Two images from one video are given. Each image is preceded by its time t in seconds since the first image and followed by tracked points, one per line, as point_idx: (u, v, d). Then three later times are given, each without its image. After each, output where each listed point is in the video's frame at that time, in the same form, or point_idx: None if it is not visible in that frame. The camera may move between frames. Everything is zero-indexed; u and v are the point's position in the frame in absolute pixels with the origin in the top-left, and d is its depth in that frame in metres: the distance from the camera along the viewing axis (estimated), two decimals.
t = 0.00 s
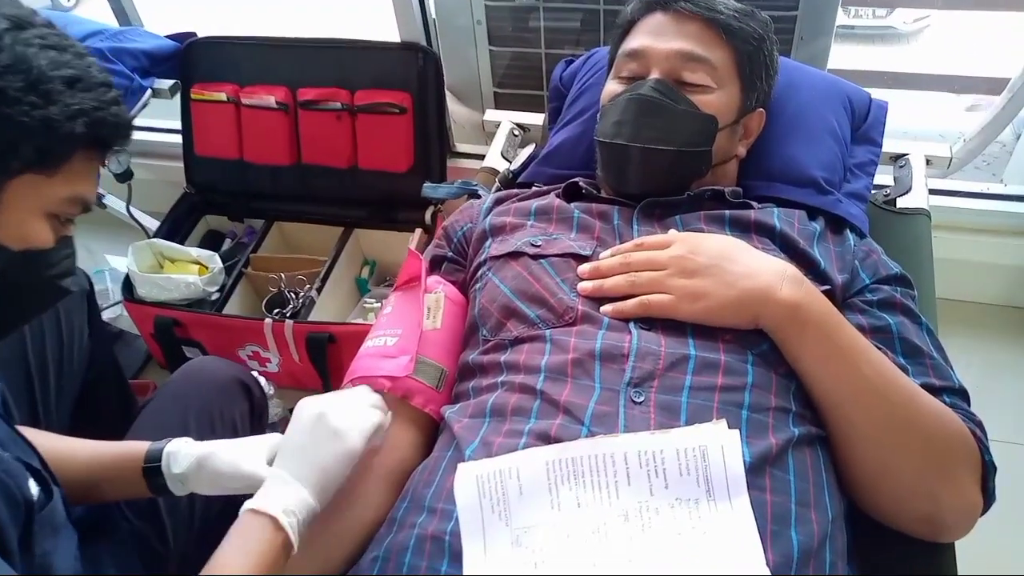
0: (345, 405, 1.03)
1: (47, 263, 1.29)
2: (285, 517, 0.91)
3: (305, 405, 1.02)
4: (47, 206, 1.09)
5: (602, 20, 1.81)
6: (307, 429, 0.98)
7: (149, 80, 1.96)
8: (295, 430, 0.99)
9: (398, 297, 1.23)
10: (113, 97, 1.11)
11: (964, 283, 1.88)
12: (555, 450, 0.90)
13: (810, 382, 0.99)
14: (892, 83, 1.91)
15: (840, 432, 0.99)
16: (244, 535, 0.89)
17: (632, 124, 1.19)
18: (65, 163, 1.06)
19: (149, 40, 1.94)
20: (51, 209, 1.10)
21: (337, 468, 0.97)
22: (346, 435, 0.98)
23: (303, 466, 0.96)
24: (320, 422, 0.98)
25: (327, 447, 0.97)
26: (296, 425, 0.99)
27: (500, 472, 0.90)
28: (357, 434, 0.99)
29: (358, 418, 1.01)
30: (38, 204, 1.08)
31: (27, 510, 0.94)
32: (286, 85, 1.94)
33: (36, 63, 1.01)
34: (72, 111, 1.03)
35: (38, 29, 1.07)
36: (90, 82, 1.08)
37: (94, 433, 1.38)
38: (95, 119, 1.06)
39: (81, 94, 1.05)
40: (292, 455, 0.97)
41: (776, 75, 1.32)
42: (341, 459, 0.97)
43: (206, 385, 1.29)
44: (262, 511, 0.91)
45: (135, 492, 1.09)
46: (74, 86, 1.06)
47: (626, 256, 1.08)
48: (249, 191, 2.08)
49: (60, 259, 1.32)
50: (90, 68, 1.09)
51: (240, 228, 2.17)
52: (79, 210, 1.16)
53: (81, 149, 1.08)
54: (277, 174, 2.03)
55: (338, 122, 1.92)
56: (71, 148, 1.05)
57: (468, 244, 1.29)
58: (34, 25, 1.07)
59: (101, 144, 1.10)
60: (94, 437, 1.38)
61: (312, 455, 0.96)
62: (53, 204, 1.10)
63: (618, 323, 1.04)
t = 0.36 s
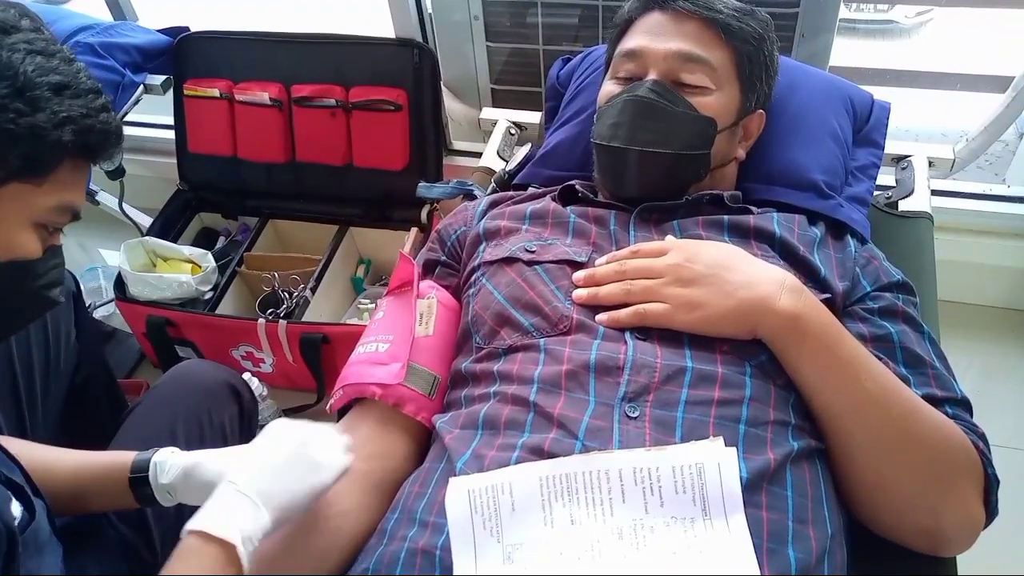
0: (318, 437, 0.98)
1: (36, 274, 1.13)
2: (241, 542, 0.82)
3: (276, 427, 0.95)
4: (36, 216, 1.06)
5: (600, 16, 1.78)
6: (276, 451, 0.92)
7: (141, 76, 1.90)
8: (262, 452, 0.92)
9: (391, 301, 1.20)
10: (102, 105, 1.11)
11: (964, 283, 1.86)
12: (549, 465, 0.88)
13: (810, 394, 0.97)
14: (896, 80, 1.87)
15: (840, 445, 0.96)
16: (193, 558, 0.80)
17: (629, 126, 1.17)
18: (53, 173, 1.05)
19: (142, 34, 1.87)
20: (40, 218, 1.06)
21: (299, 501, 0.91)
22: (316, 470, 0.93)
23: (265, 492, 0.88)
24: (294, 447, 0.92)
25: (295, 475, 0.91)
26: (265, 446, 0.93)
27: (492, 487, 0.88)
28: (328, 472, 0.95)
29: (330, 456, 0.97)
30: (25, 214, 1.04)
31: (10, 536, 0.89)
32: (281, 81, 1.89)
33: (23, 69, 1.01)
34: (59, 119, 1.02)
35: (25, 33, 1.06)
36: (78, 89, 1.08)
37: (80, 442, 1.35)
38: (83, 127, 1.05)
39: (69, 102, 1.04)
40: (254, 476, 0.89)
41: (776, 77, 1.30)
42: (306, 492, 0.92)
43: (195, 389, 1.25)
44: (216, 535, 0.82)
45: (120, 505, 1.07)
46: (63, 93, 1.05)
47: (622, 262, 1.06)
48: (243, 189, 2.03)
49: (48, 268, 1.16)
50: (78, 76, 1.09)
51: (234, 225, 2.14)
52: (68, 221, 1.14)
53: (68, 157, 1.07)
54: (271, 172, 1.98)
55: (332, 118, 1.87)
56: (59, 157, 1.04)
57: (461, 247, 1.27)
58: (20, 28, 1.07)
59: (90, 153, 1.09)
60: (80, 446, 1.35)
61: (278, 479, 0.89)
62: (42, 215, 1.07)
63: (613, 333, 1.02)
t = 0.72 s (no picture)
0: (307, 441, 0.97)
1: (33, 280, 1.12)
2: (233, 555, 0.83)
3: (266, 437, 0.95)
4: (32, 221, 1.06)
5: None
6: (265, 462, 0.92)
7: (140, 68, 1.87)
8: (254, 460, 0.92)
9: (391, 294, 1.19)
10: (101, 107, 1.08)
11: (975, 263, 1.82)
12: (551, 461, 0.87)
13: (817, 382, 0.95)
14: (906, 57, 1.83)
15: (849, 434, 0.94)
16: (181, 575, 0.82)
17: (630, 111, 1.14)
18: (51, 178, 1.03)
19: (138, 26, 1.84)
20: (36, 223, 1.06)
21: (291, 506, 0.91)
22: (306, 472, 0.92)
23: (257, 501, 0.88)
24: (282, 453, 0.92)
25: (286, 484, 0.91)
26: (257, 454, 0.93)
27: (493, 484, 0.87)
28: (317, 474, 0.94)
29: (320, 457, 0.95)
30: (28, 218, 1.05)
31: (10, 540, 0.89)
32: (279, 70, 1.84)
33: (19, 73, 0.99)
34: (56, 123, 1.01)
35: (22, 35, 1.04)
36: (76, 91, 1.06)
37: (79, 442, 1.35)
38: (81, 131, 1.03)
39: (66, 105, 1.02)
40: (248, 488, 0.90)
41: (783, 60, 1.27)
42: (297, 497, 0.91)
43: (197, 385, 1.23)
44: (206, 548, 0.83)
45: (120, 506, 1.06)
46: (60, 97, 1.03)
47: (625, 251, 1.04)
48: (243, 179, 1.98)
49: (47, 274, 1.14)
50: (76, 77, 1.07)
51: (236, 216, 2.10)
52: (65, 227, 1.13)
53: (67, 162, 1.05)
54: (272, 164, 1.93)
55: (332, 108, 1.81)
56: (56, 162, 1.02)
57: (462, 237, 1.25)
58: (17, 30, 1.05)
59: (89, 157, 1.07)
60: (79, 446, 1.35)
61: (269, 488, 0.90)
62: (37, 221, 1.07)
63: (615, 323, 1.00)
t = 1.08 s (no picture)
0: (321, 402, 0.93)
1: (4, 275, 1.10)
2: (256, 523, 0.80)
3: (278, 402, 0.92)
4: (4, 213, 1.05)
5: None
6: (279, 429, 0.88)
7: (127, 57, 1.84)
8: (267, 429, 0.88)
9: (383, 286, 1.16)
10: (69, 93, 1.08)
11: (971, 252, 1.81)
12: (547, 457, 0.86)
13: (817, 375, 0.94)
14: (901, 46, 1.82)
15: (849, 428, 0.93)
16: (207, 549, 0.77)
17: (626, 101, 1.12)
18: (18, 167, 1.03)
19: (124, 13, 1.82)
20: (8, 215, 1.05)
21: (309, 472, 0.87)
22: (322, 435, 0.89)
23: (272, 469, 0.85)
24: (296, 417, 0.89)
25: (302, 452, 0.87)
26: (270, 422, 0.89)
27: (488, 481, 0.85)
28: (334, 434, 0.90)
29: (335, 416, 0.92)
30: None
31: None
32: (268, 58, 1.81)
33: None
34: (18, 111, 1.00)
35: None
36: (41, 78, 1.05)
37: (72, 438, 1.32)
38: (46, 118, 1.02)
39: (28, 92, 1.02)
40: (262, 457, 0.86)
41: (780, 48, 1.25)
42: (315, 460, 0.88)
43: (190, 381, 1.20)
44: (228, 519, 0.80)
45: (112, 504, 1.05)
46: (22, 83, 1.02)
47: (621, 242, 1.02)
48: (233, 168, 1.95)
49: (20, 267, 1.12)
50: (41, 63, 1.06)
51: (227, 208, 2.09)
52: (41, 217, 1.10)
53: (33, 151, 1.04)
54: (262, 153, 1.90)
55: (322, 97, 1.79)
56: (22, 150, 1.02)
57: (455, 229, 1.23)
58: None
59: (58, 144, 1.07)
60: (72, 443, 1.32)
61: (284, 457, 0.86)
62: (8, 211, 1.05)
63: (612, 316, 0.98)
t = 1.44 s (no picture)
0: (308, 429, 0.95)
1: None
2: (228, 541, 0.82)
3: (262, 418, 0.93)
4: None
5: None
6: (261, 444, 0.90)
7: (129, 59, 1.84)
8: (256, 445, 0.90)
9: (387, 288, 1.16)
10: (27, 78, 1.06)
11: (976, 247, 1.80)
12: (553, 458, 0.85)
13: (823, 374, 0.93)
14: (906, 40, 1.81)
15: (856, 427, 0.93)
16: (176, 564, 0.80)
17: (628, 99, 1.12)
18: None
19: (126, 14, 1.81)
20: None
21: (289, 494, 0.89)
22: (304, 464, 0.91)
23: (254, 488, 0.86)
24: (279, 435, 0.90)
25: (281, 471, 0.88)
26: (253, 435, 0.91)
27: (494, 483, 0.85)
28: (318, 465, 0.92)
29: (320, 446, 0.94)
30: None
31: None
32: (271, 58, 1.80)
33: None
34: None
35: None
36: None
37: (72, 444, 1.33)
38: (7, 106, 1.01)
39: None
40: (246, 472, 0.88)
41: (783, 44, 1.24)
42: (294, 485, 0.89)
43: (192, 382, 1.21)
44: (205, 537, 0.82)
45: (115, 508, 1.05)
46: None
47: (626, 241, 1.02)
48: (236, 169, 1.95)
49: None
50: None
51: (230, 209, 2.08)
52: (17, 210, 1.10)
53: None
54: (265, 154, 1.90)
55: (325, 97, 1.78)
56: None
57: (458, 230, 1.22)
58: None
59: (23, 131, 1.06)
60: (72, 449, 1.34)
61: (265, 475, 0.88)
62: None
63: (617, 315, 0.98)
